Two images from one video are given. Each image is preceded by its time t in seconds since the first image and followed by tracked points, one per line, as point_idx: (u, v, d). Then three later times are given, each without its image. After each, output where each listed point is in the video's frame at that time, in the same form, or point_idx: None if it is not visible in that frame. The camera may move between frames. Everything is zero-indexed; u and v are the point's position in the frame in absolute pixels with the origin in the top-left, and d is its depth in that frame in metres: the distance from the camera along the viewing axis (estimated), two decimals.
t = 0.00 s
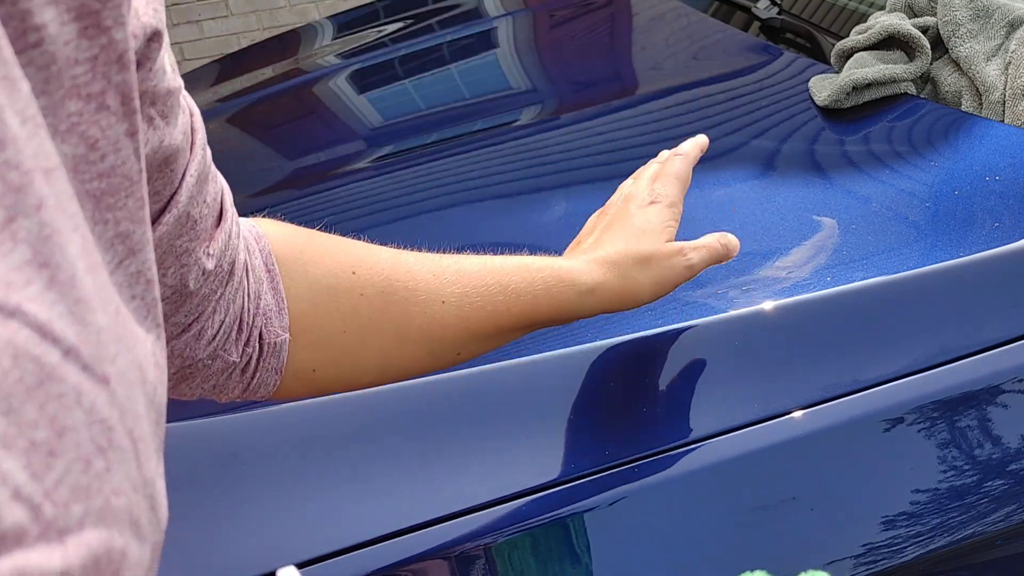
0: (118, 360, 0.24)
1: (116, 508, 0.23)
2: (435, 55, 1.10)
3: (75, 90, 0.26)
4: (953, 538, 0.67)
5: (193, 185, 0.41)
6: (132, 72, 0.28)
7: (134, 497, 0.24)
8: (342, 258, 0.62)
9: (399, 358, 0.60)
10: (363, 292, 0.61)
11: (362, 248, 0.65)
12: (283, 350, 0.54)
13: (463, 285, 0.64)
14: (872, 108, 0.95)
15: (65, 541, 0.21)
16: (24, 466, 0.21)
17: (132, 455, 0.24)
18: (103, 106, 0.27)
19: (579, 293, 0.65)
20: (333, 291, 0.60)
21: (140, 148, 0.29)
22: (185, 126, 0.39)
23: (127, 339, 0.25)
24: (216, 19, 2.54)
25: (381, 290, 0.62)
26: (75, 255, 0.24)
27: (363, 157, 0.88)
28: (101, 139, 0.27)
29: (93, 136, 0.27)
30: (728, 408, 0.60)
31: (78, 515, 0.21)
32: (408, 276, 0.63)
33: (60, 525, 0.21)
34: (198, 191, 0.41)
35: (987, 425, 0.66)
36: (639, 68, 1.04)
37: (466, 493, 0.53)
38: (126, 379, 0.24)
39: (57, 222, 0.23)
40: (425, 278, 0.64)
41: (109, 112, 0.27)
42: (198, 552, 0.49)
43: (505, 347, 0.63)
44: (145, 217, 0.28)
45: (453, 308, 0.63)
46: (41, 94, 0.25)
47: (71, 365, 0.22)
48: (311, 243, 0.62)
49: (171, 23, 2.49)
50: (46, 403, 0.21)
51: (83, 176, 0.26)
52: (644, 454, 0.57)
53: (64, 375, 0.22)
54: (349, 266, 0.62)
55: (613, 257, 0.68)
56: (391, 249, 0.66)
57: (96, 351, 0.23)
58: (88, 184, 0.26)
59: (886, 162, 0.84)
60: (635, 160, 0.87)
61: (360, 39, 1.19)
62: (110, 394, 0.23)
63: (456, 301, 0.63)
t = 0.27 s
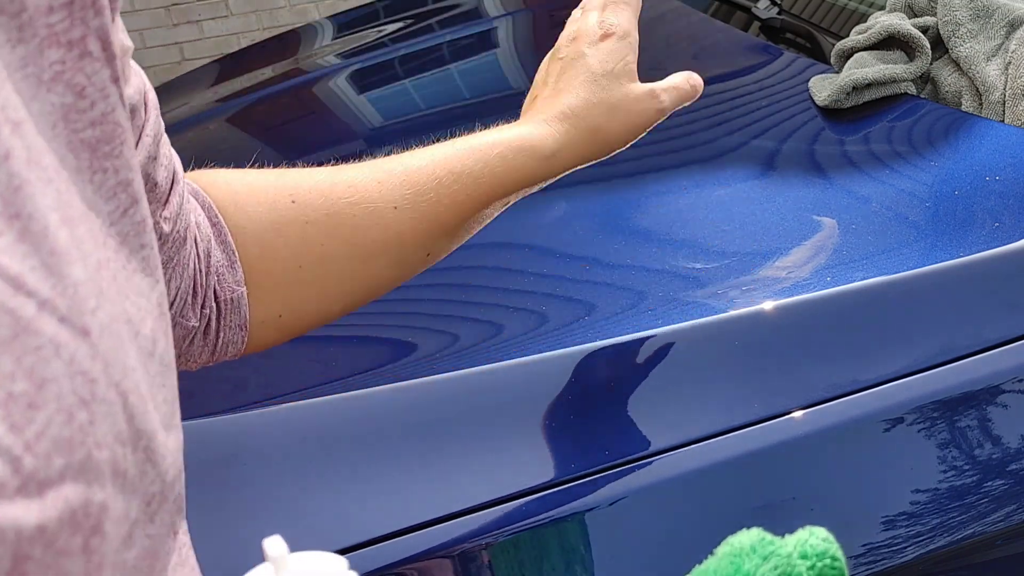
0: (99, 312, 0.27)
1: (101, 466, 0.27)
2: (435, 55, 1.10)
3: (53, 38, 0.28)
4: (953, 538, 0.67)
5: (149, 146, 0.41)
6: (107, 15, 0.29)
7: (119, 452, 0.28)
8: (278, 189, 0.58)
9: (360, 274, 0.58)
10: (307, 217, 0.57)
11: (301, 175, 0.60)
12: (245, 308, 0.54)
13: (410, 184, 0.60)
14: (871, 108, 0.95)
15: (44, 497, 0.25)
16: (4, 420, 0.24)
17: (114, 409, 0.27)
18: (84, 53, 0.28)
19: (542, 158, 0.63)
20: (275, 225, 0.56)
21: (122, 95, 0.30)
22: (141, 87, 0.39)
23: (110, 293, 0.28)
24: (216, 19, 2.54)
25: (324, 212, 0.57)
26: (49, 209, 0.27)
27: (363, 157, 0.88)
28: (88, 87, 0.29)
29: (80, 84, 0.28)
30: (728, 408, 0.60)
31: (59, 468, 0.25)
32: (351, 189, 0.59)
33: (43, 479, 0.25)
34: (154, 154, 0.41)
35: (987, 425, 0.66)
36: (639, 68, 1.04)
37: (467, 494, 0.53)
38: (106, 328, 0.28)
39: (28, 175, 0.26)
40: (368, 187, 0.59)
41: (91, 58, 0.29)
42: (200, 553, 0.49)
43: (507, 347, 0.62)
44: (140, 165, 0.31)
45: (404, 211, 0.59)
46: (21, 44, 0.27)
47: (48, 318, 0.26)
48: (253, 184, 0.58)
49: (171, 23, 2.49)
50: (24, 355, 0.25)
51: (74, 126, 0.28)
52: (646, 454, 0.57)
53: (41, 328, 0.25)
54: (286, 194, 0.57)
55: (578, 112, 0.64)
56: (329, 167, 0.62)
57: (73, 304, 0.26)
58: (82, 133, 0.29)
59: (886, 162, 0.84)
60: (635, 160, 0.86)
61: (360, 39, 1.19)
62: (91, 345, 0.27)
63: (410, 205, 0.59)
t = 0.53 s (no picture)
0: (70, 314, 0.26)
1: (72, 463, 0.25)
2: (434, 55, 1.09)
3: (13, 45, 0.27)
4: (952, 538, 0.66)
5: (172, 144, 0.41)
6: (74, 23, 0.28)
7: (91, 449, 0.26)
8: (334, 242, 0.61)
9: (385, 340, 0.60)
10: (355, 276, 0.60)
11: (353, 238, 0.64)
12: (278, 325, 0.54)
13: (451, 281, 0.64)
14: (871, 108, 0.95)
15: (18, 493, 0.23)
16: None
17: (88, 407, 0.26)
18: (45, 60, 0.28)
19: (557, 304, 0.65)
20: (327, 273, 0.59)
21: (90, 102, 0.29)
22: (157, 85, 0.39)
23: (79, 295, 0.27)
24: (216, 19, 2.54)
25: (372, 280, 0.61)
26: (9, 213, 0.25)
27: (362, 157, 0.88)
28: (46, 95, 0.27)
29: (37, 92, 0.27)
30: (728, 409, 0.60)
31: (33, 467, 0.24)
32: (403, 267, 0.63)
33: (16, 478, 0.23)
34: (178, 155, 0.41)
35: (987, 425, 0.66)
36: (639, 68, 1.04)
37: (465, 494, 0.53)
38: (78, 331, 0.26)
39: None
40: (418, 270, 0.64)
41: (51, 66, 0.28)
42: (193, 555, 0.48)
43: (508, 347, 0.64)
44: (101, 172, 0.29)
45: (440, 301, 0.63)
46: None
47: (17, 319, 0.25)
48: (303, 224, 0.61)
49: (171, 23, 2.49)
50: None
51: (29, 133, 0.27)
52: (645, 454, 0.57)
53: (10, 328, 0.24)
54: (342, 252, 0.61)
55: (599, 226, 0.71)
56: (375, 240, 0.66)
57: (43, 305, 0.25)
58: (36, 141, 0.27)
59: (886, 162, 0.84)
60: (635, 160, 0.86)
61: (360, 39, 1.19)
62: (60, 345, 0.26)
63: (445, 296, 0.63)
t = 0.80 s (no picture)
0: (68, 309, 0.26)
1: (70, 453, 0.26)
2: (434, 55, 1.10)
3: (7, 49, 0.27)
4: (952, 538, 0.65)
5: (178, 145, 0.40)
6: (68, 28, 0.28)
7: (89, 442, 0.26)
8: (353, 254, 0.56)
9: (387, 362, 0.56)
10: (369, 293, 0.56)
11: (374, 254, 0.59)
12: (290, 329, 0.51)
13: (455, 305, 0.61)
14: (871, 109, 0.95)
15: (16, 482, 0.24)
16: None
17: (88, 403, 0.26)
18: (39, 64, 0.28)
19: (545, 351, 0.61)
20: (339, 284, 0.54)
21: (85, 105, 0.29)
22: (166, 84, 0.39)
23: (76, 289, 0.27)
24: (216, 18, 2.54)
25: (387, 296, 0.57)
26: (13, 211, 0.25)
27: (362, 157, 0.88)
28: (39, 98, 0.27)
29: (31, 95, 0.27)
30: (727, 409, 0.61)
31: (31, 456, 0.24)
32: (416, 288, 0.59)
33: (14, 467, 0.24)
34: (185, 153, 0.40)
35: (987, 425, 0.66)
36: (639, 68, 1.04)
37: (465, 494, 0.53)
38: (76, 325, 0.27)
39: None
40: (430, 292, 0.60)
41: (46, 69, 0.28)
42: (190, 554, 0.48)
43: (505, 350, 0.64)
44: (97, 174, 0.29)
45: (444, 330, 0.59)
46: None
47: (16, 313, 0.25)
48: (328, 231, 0.56)
49: (171, 22, 2.49)
50: None
51: (22, 135, 0.27)
52: (646, 454, 0.57)
53: (9, 322, 0.24)
54: (359, 266, 0.56)
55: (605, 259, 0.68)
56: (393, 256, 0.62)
57: (41, 301, 0.25)
58: (29, 143, 0.27)
59: (886, 162, 0.84)
60: (635, 160, 0.86)
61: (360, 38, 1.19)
62: (59, 339, 0.26)
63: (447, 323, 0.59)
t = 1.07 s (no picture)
0: (60, 308, 0.26)
1: (59, 454, 0.26)
2: (434, 55, 1.10)
3: (6, 41, 0.27)
4: (952, 538, 0.66)
5: (169, 109, 0.40)
6: (69, 19, 0.28)
7: (82, 441, 0.27)
8: (331, 183, 0.59)
9: (370, 283, 0.60)
10: (349, 220, 0.58)
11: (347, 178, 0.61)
12: (269, 265, 0.53)
13: (438, 221, 0.63)
14: (871, 109, 0.95)
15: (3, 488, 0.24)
16: None
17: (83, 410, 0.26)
18: (39, 57, 0.27)
19: (541, 246, 0.67)
20: (319, 215, 0.57)
21: (88, 96, 0.29)
22: (156, 51, 0.39)
23: (71, 287, 0.27)
24: (216, 19, 2.55)
25: (367, 221, 0.59)
26: None
27: (363, 157, 0.88)
28: (40, 90, 0.27)
29: (31, 87, 0.27)
30: (727, 408, 0.60)
31: (20, 460, 0.24)
32: (393, 209, 0.61)
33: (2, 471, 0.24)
34: (176, 117, 0.41)
35: (987, 425, 0.66)
36: (639, 68, 1.04)
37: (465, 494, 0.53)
38: (70, 325, 0.26)
39: None
40: (408, 211, 0.62)
41: (46, 60, 0.27)
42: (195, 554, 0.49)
43: (505, 347, 0.62)
44: (102, 165, 0.29)
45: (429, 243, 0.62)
46: None
47: (6, 313, 0.25)
48: (303, 162, 0.58)
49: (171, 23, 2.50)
50: None
51: (25, 127, 0.27)
52: (646, 454, 0.57)
53: None
54: (337, 194, 0.58)
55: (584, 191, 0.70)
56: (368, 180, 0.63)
57: (32, 301, 0.25)
58: (33, 136, 0.27)
59: (886, 162, 0.84)
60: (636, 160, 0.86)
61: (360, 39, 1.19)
62: (50, 339, 0.26)
63: (433, 238, 0.62)
